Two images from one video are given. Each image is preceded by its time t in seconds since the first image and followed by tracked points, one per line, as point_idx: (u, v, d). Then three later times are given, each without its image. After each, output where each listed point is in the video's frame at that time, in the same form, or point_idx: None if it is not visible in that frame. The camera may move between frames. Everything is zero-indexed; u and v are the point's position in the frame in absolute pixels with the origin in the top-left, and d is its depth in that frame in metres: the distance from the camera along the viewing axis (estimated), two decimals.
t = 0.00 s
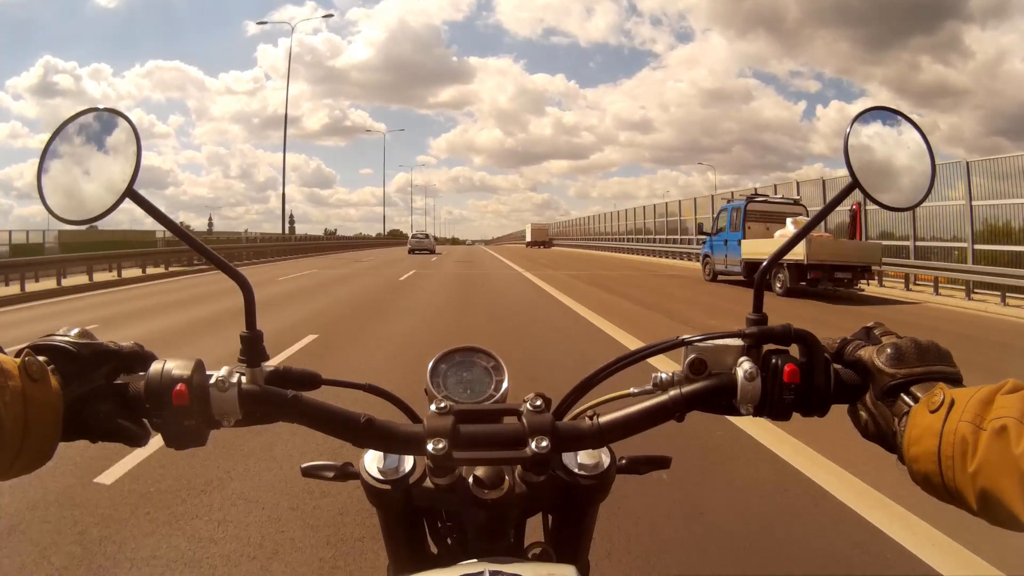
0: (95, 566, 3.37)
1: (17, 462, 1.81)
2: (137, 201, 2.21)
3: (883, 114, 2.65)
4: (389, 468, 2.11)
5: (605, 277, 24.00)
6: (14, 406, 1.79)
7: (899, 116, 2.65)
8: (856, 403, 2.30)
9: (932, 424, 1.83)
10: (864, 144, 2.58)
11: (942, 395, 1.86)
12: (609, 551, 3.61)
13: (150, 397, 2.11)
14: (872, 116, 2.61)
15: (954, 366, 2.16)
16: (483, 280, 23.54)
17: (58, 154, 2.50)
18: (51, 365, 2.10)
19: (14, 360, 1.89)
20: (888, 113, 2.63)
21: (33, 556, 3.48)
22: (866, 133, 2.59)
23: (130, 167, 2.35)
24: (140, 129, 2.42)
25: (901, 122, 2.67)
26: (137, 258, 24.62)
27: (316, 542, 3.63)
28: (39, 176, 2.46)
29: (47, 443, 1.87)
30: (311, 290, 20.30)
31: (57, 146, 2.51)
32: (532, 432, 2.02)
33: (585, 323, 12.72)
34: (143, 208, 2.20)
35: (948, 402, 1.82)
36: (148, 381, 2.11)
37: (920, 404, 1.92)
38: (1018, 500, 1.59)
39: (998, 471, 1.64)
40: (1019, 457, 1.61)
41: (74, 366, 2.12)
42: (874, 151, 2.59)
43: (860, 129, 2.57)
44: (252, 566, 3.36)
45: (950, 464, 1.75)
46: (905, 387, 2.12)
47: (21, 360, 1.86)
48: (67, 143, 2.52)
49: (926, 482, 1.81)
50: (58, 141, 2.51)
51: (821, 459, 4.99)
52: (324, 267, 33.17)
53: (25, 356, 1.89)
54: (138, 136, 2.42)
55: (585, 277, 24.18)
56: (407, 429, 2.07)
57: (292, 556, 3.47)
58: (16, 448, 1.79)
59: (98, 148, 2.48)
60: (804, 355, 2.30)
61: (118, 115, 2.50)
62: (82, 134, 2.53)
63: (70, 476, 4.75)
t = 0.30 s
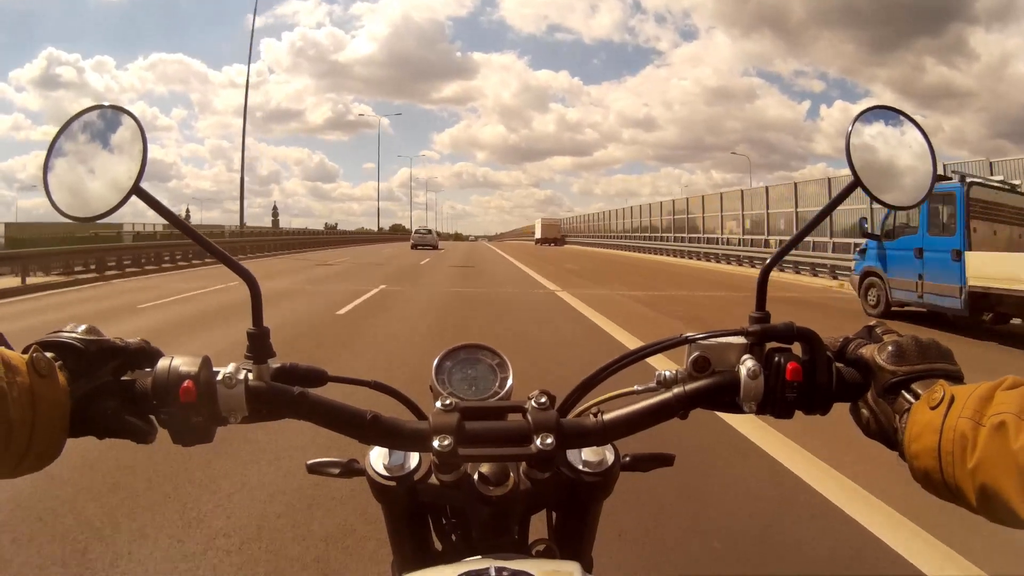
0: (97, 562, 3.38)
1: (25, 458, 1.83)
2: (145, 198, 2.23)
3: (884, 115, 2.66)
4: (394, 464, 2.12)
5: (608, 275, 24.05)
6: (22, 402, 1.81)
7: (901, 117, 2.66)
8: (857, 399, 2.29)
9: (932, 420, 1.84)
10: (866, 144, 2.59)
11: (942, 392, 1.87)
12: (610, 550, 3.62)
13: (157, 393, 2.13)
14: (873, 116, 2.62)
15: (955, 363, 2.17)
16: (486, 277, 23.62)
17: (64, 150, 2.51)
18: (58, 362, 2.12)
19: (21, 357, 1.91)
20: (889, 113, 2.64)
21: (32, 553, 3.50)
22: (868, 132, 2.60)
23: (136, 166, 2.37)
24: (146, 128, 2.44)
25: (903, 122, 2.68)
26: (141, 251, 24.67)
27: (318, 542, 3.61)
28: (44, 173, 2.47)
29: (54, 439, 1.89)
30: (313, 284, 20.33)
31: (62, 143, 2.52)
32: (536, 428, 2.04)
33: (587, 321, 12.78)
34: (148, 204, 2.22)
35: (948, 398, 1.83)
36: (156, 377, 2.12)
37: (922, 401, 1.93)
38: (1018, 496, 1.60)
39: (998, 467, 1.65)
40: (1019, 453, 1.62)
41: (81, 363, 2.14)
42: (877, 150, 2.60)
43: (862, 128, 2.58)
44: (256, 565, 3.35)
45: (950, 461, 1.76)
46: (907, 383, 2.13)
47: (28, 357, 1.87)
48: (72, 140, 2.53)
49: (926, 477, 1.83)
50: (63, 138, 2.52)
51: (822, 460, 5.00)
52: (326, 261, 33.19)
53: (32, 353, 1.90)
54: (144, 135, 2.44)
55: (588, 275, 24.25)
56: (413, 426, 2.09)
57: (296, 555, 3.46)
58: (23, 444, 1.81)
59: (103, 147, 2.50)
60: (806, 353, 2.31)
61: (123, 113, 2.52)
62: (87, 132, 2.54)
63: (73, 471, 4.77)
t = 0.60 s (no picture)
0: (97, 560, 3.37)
1: (19, 457, 1.81)
2: (137, 194, 2.19)
3: (887, 105, 2.62)
4: (391, 460, 2.10)
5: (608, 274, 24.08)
6: (15, 401, 1.78)
7: (903, 107, 2.62)
8: (859, 394, 2.28)
9: (936, 416, 1.82)
10: (867, 136, 2.55)
11: (947, 388, 1.85)
12: (610, 549, 3.60)
13: (151, 389, 2.10)
14: (875, 107, 2.57)
15: (958, 357, 2.14)
16: (486, 275, 23.64)
17: (60, 145, 2.50)
18: (50, 358, 2.09)
19: (14, 354, 1.88)
20: (891, 104, 2.60)
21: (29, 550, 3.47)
22: (869, 124, 2.56)
23: (129, 161, 2.33)
24: (138, 121, 2.38)
25: (904, 113, 2.65)
26: (140, 249, 24.71)
27: (323, 539, 3.59)
28: (39, 167, 2.46)
29: (48, 438, 1.87)
30: (313, 283, 20.37)
31: (58, 138, 2.50)
32: (535, 423, 2.01)
33: (586, 319, 12.79)
34: (142, 198, 2.19)
35: (953, 394, 1.81)
36: (150, 373, 2.10)
37: (925, 397, 1.91)
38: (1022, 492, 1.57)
39: (1002, 463, 1.63)
40: None
41: (75, 359, 2.11)
42: (877, 142, 2.56)
43: (864, 120, 2.53)
44: (255, 564, 3.32)
45: (954, 458, 1.74)
46: (910, 378, 2.10)
47: (20, 355, 1.84)
48: (68, 134, 2.51)
49: (930, 474, 1.81)
50: (59, 132, 2.50)
51: (821, 459, 4.99)
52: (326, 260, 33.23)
53: (24, 350, 1.87)
54: (138, 128, 2.39)
55: (587, 273, 24.28)
56: (410, 421, 2.06)
57: (298, 554, 3.42)
58: (18, 443, 1.79)
59: (99, 140, 2.46)
60: (807, 346, 2.28)
61: (118, 105, 2.46)
62: (83, 125, 2.50)
63: (71, 468, 4.76)
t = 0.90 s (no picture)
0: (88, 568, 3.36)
1: (13, 463, 1.80)
2: (137, 203, 2.20)
3: (886, 114, 2.63)
4: (388, 469, 2.10)
5: (605, 278, 24.13)
6: (10, 405, 1.78)
7: (904, 118, 2.62)
8: (857, 402, 2.28)
9: (935, 423, 1.82)
10: (868, 145, 2.56)
11: (946, 394, 1.85)
12: (609, 557, 3.60)
13: (148, 398, 2.10)
14: (876, 117, 2.58)
15: (956, 365, 2.15)
16: (484, 279, 23.69)
17: (59, 154, 2.50)
18: (48, 364, 2.09)
19: (11, 358, 1.88)
20: (892, 114, 2.61)
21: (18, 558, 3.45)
22: (870, 133, 2.57)
23: (128, 170, 2.33)
24: (138, 130, 2.38)
25: (905, 123, 2.65)
26: (139, 252, 24.74)
27: (322, 548, 3.56)
28: (38, 177, 2.46)
29: (43, 443, 1.87)
30: (311, 286, 20.40)
31: (57, 146, 2.50)
32: (533, 432, 2.01)
33: (583, 324, 12.84)
34: (141, 207, 2.19)
35: (952, 401, 1.81)
36: (147, 381, 2.10)
37: (924, 403, 1.91)
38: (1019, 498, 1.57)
39: (1000, 469, 1.62)
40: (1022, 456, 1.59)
41: (72, 367, 2.11)
42: (877, 152, 2.57)
43: (865, 129, 2.54)
44: (256, 573, 3.30)
45: (954, 465, 1.74)
46: (908, 385, 2.11)
47: (17, 359, 1.84)
48: (67, 143, 2.51)
49: (930, 481, 1.81)
50: (58, 141, 2.50)
51: (821, 467, 4.99)
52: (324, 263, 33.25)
53: (21, 355, 1.87)
54: (137, 138, 2.39)
55: (585, 277, 24.33)
56: (408, 431, 2.06)
57: (298, 563, 3.41)
58: (12, 449, 1.78)
59: (98, 150, 2.46)
60: (806, 355, 2.29)
61: (117, 114, 2.47)
62: (82, 135, 2.51)
63: (68, 475, 4.77)
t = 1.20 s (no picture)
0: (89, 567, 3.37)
1: (17, 465, 1.81)
2: (138, 202, 2.21)
3: (883, 114, 2.66)
4: (389, 466, 2.11)
5: (604, 278, 24.18)
6: (14, 407, 1.79)
7: (900, 116, 2.64)
8: (856, 398, 2.30)
9: (932, 419, 1.84)
10: (865, 144, 2.58)
11: (943, 390, 1.86)
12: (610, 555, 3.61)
13: (150, 398, 2.11)
14: (871, 117, 2.61)
15: (955, 360, 2.16)
16: (483, 279, 23.73)
17: (58, 156, 2.51)
18: (50, 366, 2.10)
19: (13, 361, 1.89)
20: (888, 114, 2.63)
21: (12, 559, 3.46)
22: (866, 133, 2.59)
23: (128, 171, 2.34)
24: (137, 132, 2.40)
25: (901, 122, 2.67)
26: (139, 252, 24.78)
27: (332, 544, 3.59)
28: (38, 178, 2.47)
29: (46, 445, 1.87)
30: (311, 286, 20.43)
31: (56, 148, 2.52)
32: (533, 429, 2.03)
33: (582, 324, 12.89)
34: (141, 208, 2.20)
35: (950, 397, 1.82)
36: (148, 381, 2.11)
37: (923, 398, 1.92)
38: (1018, 494, 1.58)
39: (999, 463, 1.64)
40: (1020, 451, 1.60)
41: (74, 368, 2.12)
42: (874, 151, 2.59)
43: (860, 128, 2.57)
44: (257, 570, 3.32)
45: (952, 459, 1.75)
46: (906, 381, 2.12)
47: (19, 362, 1.86)
48: (66, 145, 2.52)
49: (928, 475, 1.82)
50: (57, 143, 2.51)
51: (819, 467, 5.01)
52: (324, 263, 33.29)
53: (24, 357, 1.89)
54: (136, 140, 2.40)
55: (583, 278, 24.38)
56: (409, 428, 2.07)
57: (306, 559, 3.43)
58: (16, 450, 1.80)
59: (97, 152, 2.47)
60: (805, 352, 2.30)
61: (116, 117, 2.48)
62: (80, 136, 2.52)
63: (70, 474, 4.78)
